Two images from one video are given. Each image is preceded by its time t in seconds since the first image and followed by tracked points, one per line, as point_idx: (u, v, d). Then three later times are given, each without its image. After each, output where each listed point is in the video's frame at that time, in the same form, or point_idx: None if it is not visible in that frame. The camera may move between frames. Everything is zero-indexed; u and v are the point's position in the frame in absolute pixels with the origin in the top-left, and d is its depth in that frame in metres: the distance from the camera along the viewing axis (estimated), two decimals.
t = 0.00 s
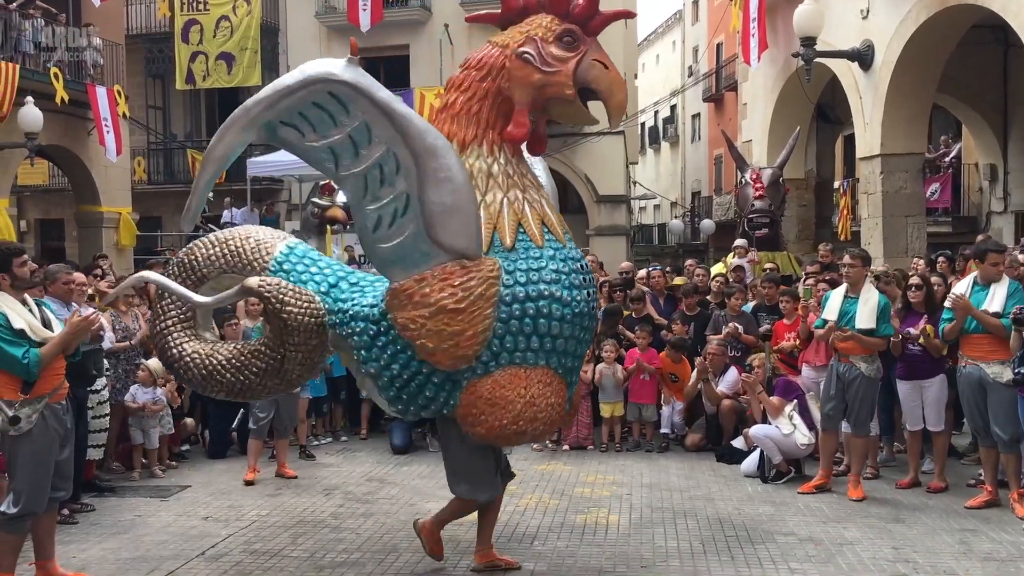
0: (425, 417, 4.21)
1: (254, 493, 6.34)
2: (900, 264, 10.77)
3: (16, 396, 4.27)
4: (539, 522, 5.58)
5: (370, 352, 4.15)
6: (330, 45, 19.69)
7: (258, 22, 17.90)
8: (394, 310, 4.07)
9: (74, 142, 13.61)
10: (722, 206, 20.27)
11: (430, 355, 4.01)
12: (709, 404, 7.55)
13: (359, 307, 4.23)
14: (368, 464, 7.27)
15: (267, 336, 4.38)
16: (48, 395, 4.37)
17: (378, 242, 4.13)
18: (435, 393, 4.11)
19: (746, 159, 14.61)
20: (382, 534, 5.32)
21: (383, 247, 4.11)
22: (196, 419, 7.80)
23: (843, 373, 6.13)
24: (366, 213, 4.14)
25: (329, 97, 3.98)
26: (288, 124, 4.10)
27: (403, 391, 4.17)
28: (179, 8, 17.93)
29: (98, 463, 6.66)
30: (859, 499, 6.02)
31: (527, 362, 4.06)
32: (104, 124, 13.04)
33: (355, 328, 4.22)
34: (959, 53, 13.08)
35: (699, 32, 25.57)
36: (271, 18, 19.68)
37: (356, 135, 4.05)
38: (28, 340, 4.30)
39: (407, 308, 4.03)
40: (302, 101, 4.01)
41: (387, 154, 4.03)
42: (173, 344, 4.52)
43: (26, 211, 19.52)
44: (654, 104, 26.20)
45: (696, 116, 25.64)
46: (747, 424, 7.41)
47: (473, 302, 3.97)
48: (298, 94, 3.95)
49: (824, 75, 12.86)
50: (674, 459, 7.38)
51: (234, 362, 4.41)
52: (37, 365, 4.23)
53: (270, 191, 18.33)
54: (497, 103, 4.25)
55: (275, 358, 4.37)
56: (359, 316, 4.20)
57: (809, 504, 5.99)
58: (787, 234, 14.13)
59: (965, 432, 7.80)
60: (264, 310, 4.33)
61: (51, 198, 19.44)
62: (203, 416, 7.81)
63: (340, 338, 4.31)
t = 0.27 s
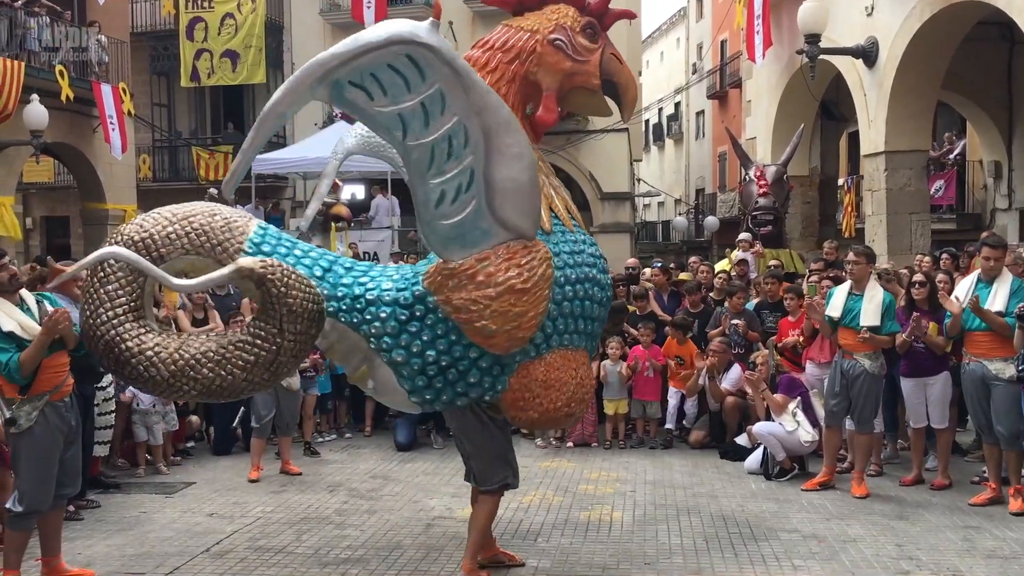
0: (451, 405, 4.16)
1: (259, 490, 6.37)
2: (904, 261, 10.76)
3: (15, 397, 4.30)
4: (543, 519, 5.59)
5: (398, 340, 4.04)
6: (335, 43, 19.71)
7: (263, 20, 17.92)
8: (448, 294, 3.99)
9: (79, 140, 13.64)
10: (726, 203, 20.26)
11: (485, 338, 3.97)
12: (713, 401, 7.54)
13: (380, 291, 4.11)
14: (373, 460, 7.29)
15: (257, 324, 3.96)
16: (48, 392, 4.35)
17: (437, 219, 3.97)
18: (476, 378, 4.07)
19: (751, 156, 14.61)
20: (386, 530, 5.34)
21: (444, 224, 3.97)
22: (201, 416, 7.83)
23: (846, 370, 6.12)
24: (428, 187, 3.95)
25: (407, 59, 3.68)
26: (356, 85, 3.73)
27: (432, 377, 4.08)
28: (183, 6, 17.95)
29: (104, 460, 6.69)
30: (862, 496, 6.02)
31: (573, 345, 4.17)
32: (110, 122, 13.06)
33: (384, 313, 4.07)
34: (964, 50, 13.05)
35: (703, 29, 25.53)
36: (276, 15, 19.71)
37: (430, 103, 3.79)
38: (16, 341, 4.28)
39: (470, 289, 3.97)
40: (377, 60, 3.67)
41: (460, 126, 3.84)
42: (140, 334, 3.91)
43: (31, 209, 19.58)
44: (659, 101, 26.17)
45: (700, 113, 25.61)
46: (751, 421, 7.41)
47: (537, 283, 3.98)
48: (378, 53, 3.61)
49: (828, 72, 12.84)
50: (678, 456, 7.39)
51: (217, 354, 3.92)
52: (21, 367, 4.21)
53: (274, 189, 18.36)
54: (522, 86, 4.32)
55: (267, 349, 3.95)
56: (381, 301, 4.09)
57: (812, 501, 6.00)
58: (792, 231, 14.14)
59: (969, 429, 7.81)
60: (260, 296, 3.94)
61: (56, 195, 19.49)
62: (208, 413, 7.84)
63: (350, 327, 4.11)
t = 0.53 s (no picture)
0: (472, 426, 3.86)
1: (262, 489, 6.38)
2: (907, 260, 10.75)
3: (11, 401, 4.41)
4: (545, 519, 5.60)
5: (433, 357, 3.68)
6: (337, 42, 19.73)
7: (265, 18, 17.91)
8: (493, 310, 3.73)
9: (82, 139, 13.66)
10: (729, 201, 20.25)
11: (528, 354, 3.78)
12: (715, 400, 7.56)
13: (409, 303, 3.70)
14: (375, 460, 7.30)
15: (285, 336, 3.23)
16: (41, 395, 4.39)
17: (496, 230, 3.70)
18: (508, 396, 3.84)
19: (753, 155, 14.60)
20: (389, 530, 5.35)
21: (506, 237, 3.72)
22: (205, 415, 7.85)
23: (848, 369, 6.11)
24: (495, 197, 3.66)
25: (500, 65, 3.36)
26: (456, 85, 3.37)
27: (462, 395, 3.76)
28: (186, 5, 17.96)
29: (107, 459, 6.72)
30: (864, 496, 6.02)
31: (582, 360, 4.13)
32: (113, 121, 13.08)
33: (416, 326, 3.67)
34: (967, 48, 13.03)
35: (706, 27, 25.51)
36: (278, 14, 19.72)
37: (511, 113, 3.51)
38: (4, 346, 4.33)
39: (521, 303, 3.76)
40: (477, 61, 3.31)
41: (528, 138, 3.61)
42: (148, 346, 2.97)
43: (35, 207, 19.61)
44: (661, 99, 26.16)
45: (703, 111, 25.60)
46: (754, 421, 7.42)
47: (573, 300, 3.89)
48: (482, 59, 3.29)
49: (831, 70, 12.82)
50: (680, 456, 7.39)
51: (240, 371, 3.14)
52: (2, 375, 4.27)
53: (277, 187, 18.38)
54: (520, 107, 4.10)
55: (298, 366, 3.24)
56: (412, 316, 3.67)
57: (814, 501, 6.00)
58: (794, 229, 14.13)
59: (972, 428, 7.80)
60: (285, 306, 3.25)
61: (59, 194, 19.52)
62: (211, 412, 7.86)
63: (376, 344, 3.63)
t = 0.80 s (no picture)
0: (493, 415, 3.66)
1: (265, 490, 6.40)
2: (909, 259, 10.75)
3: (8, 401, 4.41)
4: (548, 519, 5.61)
5: (470, 347, 3.45)
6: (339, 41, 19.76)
7: (267, 17, 17.92)
8: (529, 302, 3.54)
9: (84, 138, 13.66)
10: (730, 201, 20.25)
11: (545, 346, 3.65)
12: (718, 400, 7.56)
13: (444, 289, 3.42)
14: (377, 460, 7.30)
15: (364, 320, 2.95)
16: (39, 396, 4.39)
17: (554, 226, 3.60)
18: (524, 391, 3.67)
19: (755, 154, 14.59)
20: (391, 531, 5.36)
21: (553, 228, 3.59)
22: (207, 415, 7.86)
23: (849, 369, 6.12)
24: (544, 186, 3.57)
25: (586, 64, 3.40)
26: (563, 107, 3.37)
27: (486, 385, 3.55)
28: (188, 4, 17.96)
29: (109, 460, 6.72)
30: (867, 497, 6.02)
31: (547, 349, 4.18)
32: (115, 120, 13.09)
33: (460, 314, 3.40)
34: (970, 47, 13.01)
35: (708, 26, 25.51)
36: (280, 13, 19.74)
37: (574, 116, 3.50)
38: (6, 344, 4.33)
39: (552, 296, 3.64)
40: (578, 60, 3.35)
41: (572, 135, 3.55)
42: (268, 329, 2.67)
43: (37, 206, 19.65)
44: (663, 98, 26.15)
45: (705, 110, 25.59)
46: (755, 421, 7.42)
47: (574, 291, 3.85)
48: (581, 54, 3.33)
49: (833, 69, 12.80)
50: (683, 456, 7.39)
51: (337, 359, 2.87)
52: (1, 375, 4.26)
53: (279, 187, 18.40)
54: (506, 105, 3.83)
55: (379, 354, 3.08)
56: (456, 303, 3.40)
57: (816, 502, 6.01)
58: (796, 229, 14.13)
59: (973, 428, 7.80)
60: (367, 287, 2.97)
61: (61, 193, 19.54)
62: (213, 412, 7.87)
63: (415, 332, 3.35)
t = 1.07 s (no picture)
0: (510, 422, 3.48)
1: (267, 490, 6.39)
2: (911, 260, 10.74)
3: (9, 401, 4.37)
4: (550, 520, 5.60)
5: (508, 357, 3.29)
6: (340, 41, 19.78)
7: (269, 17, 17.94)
8: (540, 320, 3.32)
9: (85, 138, 13.66)
10: (732, 201, 20.25)
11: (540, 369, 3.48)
12: (720, 401, 7.56)
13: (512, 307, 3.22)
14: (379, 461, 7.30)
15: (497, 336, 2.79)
16: (39, 399, 4.38)
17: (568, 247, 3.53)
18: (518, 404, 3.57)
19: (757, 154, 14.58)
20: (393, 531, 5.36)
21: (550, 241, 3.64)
22: (209, 416, 7.86)
23: (848, 370, 6.12)
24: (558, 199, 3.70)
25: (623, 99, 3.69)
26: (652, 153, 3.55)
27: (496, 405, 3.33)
28: (190, 4, 17.96)
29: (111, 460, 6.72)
30: (870, 498, 6.02)
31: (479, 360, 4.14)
32: (116, 120, 13.09)
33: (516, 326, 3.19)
34: (972, 47, 13.01)
35: (709, 26, 25.52)
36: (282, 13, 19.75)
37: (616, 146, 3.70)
38: (13, 344, 4.33)
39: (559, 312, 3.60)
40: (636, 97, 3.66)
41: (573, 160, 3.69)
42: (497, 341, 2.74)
43: (39, 206, 19.66)
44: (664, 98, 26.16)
45: (706, 110, 25.60)
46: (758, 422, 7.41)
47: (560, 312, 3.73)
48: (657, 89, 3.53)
49: (835, 70, 12.79)
50: (685, 457, 7.38)
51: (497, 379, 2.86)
52: (8, 375, 4.25)
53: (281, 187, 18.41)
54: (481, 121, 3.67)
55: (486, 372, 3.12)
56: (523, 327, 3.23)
57: (819, 503, 6.00)
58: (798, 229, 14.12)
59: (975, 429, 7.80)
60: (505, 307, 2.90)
61: (63, 193, 19.56)
62: (215, 412, 7.86)
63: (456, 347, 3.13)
